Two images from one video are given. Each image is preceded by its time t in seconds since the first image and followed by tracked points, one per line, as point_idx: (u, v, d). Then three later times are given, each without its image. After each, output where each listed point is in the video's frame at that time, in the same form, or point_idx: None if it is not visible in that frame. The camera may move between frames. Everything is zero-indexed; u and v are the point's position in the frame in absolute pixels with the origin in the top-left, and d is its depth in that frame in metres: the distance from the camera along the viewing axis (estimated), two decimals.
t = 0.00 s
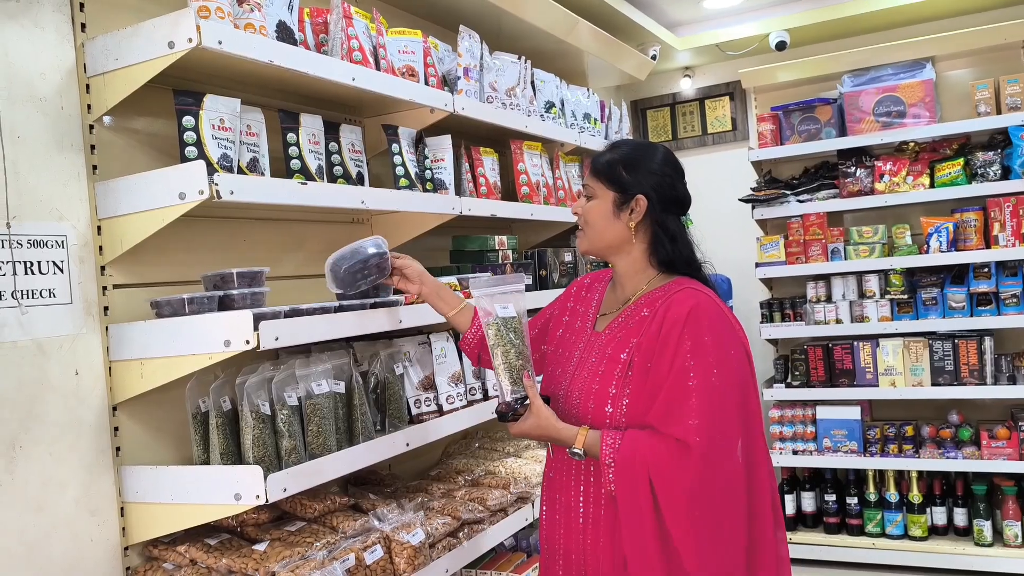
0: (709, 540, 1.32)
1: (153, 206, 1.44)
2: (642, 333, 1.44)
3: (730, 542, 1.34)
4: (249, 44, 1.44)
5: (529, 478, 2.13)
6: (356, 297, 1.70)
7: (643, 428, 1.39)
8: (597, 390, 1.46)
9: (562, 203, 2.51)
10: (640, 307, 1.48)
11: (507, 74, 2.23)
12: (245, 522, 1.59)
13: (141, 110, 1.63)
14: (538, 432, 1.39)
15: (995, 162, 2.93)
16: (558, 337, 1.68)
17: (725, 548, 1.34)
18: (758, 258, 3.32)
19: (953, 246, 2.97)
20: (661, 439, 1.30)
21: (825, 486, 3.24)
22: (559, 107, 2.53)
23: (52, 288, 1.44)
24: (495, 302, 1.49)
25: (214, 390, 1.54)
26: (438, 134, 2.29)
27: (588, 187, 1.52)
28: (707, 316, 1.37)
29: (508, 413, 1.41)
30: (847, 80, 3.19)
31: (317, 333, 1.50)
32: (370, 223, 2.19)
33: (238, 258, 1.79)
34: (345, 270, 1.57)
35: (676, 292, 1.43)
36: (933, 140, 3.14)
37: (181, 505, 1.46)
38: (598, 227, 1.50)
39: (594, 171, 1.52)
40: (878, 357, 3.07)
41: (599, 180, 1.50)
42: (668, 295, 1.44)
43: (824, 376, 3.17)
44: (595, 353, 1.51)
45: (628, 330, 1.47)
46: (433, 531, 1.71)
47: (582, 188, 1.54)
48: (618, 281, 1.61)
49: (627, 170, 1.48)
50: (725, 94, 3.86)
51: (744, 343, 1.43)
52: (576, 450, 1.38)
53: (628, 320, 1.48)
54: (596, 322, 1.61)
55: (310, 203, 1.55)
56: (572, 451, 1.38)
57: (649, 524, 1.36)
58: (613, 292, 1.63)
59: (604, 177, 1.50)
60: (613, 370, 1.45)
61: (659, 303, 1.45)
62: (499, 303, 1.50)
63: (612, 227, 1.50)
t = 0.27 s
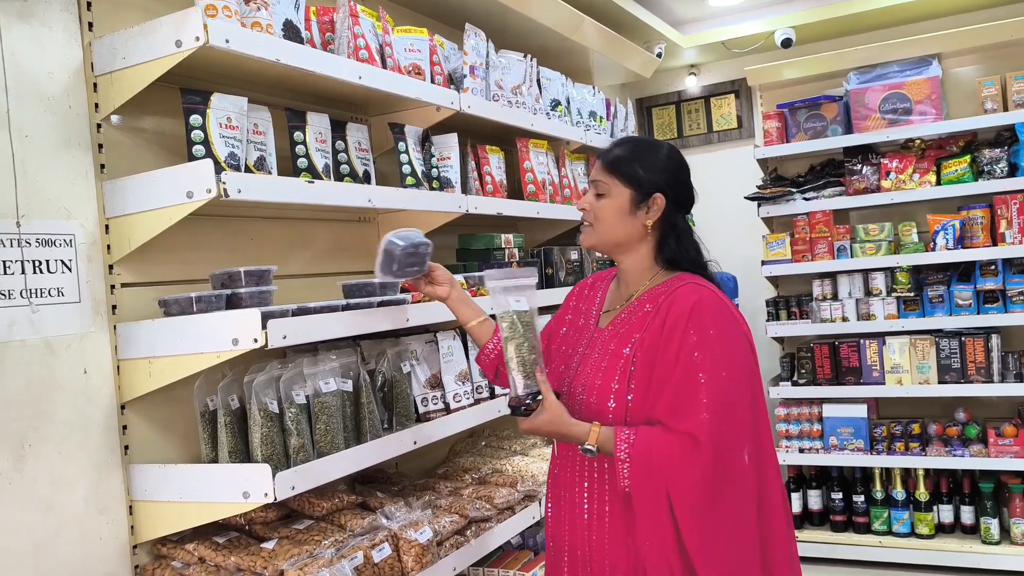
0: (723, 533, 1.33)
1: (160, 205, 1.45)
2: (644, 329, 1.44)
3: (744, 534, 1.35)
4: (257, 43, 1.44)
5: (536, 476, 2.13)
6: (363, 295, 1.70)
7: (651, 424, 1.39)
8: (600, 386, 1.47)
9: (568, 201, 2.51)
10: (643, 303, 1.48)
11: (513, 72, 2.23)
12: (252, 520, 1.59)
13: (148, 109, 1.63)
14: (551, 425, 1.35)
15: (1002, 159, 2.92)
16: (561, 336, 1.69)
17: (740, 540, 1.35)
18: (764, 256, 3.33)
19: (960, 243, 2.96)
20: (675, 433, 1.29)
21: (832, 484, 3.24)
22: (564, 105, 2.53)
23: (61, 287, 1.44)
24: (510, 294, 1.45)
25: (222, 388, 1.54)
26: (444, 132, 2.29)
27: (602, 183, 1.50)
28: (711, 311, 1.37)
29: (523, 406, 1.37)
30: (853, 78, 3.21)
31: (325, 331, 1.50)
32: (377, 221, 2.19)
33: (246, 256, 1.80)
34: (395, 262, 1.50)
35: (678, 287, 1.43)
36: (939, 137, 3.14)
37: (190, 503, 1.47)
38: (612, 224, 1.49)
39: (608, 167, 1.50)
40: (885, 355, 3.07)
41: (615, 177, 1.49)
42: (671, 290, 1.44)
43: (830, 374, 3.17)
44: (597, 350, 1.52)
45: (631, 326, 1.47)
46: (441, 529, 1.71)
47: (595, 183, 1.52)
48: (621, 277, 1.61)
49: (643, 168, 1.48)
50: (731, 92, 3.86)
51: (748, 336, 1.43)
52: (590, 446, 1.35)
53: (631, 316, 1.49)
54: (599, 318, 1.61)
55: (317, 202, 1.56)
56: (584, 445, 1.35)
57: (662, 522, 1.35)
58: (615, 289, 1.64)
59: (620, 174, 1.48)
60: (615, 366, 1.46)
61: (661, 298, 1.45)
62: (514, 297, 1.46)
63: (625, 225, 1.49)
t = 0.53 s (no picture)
0: (769, 521, 1.27)
1: (164, 204, 1.44)
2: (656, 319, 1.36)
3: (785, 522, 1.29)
4: (260, 41, 1.44)
5: (540, 475, 2.13)
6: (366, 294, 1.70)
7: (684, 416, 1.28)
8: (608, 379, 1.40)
9: (571, 199, 2.50)
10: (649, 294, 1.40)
11: (517, 70, 2.22)
12: (257, 519, 1.60)
13: (151, 108, 1.63)
14: (651, 358, 1.02)
15: (1008, 156, 2.90)
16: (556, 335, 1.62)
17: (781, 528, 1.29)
18: (768, 254, 3.32)
19: (965, 240, 2.96)
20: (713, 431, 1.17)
21: (837, 482, 3.23)
22: (568, 103, 2.52)
23: (64, 286, 1.44)
24: (635, 213, 1.11)
25: (225, 387, 1.54)
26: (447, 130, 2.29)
27: (630, 175, 1.44)
28: (730, 294, 1.31)
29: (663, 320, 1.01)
30: (858, 75, 3.20)
31: (328, 329, 1.50)
32: (380, 219, 2.18)
33: (250, 255, 1.80)
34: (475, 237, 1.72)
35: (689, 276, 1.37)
36: (944, 134, 3.13)
37: (194, 502, 1.46)
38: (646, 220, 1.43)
39: (636, 160, 1.44)
40: (890, 353, 3.06)
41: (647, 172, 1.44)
42: (681, 280, 1.37)
43: (835, 372, 3.17)
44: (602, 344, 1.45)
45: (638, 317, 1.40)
46: (445, 528, 1.71)
47: (623, 177, 1.44)
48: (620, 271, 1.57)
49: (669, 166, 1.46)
50: (735, 89, 3.85)
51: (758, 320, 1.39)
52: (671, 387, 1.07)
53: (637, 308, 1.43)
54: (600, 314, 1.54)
55: (321, 200, 1.55)
56: (656, 393, 1.06)
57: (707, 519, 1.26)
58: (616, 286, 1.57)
59: (653, 170, 1.43)
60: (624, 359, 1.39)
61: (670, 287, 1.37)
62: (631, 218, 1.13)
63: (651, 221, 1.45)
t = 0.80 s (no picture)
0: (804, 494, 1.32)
1: (163, 204, 1.44)
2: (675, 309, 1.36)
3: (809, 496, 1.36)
4: (259, 40, 1.44)
5: (542, 474, 2.12)
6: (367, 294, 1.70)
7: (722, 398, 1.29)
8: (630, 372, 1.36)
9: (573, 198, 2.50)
10: (661, 288, 1.41)
11: (518, 69, 2.21)
12: (257, 520, 1.59)
13: (151, 108, 1.62)
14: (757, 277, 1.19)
15: (1011, 153, 2.89)
16: (552, 337, 1.56)
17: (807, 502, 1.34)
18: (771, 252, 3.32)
19: (969, 238, 2.94)
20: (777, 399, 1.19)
21: (841, 481, 3.21)
22: (569, 102, 2.52)
23: (64, 287, 1.44)
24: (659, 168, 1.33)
25: (225, 388, 1.53)
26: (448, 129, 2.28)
27: (631, 178, 1.42)
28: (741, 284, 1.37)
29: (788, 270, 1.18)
30: (860, 72, 3.17)
31: (328, 329, 1.50)
32: (381, 219, 2.18)
33: (250, 255, 1.79)
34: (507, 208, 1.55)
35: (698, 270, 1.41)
36: (948, 132, 3.12)
37: (194, 502, 1.46)
38: (649, 223, 1.43)
39: (633, 164, 1.43)
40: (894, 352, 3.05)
41: (645, 175, 1.43)
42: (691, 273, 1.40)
43: (838, 370, 3.16)
44: (614, 340, 1.41)
45: (653, 310, 1.39)
46: (446, 528, 1.70)
47: (621, 181, 1.42)
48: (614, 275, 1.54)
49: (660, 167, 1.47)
50: (737, 88, 3.84)
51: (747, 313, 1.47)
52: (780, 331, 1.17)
53: (648, 302, 1.41)
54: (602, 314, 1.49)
55: (320, 200, 1.55)
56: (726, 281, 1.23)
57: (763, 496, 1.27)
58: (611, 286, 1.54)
59: (649, 173, 1.43)
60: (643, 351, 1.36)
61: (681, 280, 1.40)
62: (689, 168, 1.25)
63: (653, 224, 1.44)
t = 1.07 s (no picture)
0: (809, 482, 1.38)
1: (166, 211, 1.44)
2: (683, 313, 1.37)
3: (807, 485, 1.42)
4: (261, 47, 1.44)
5: (545, 479, 2.13)
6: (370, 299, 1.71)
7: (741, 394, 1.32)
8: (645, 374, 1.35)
9: (575, 202, 2.50)
10: (665, 294, 1.42)
11: (519, 73, 2.22)
12: (261, 525, 1.60)
13: (153, 115, 1.63)
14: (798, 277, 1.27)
15: (1015, 155, 2.88)
16: (552, 346, 1.51)
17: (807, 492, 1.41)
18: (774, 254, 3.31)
19: (972, 241, 2.94)
20: (803, 395, 1.23)
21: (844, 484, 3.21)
22: (571, 105, 2.52)
23: (68, 294, 1.44)
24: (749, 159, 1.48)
25: (228, 394, 1.54)
26: (450, 133, 2.29)
27: (634, 190, 1.42)
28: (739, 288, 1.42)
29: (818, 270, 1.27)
30: (863, 75, 3.17)
31: (331, 336, 1.50)
32: (383, 224, 2.18)
33: (252, 261, 1.80)
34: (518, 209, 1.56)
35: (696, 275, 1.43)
36: (951, 133, 3.11)
37: (198, 509, 1.46)
38: (651, 233, 1.44)
39: (633, 176, 1.44)
40: (897, 354, 3.05)
41: (646, 185, 1.44)
42: (693, 278, 1.42)
43: (841, 372, 3.15)
44: (623, 345, 1.39)
45: (660, 314, 1.39)
46: (450, 533, 1.71)
47: (623, 192, 1.42)
48: (608, 284, 1.54)
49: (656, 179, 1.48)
50: (739, 90, 3.83)
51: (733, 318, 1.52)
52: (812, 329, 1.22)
53: (652, 306, 1.41)
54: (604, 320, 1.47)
55: (322, 207, 1.55)
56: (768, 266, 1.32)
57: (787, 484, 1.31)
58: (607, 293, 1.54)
59: (650, 184, 1.45)
60: (656, 353, 1.35)
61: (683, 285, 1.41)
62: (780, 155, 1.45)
63: (653, 234, 1.45)
